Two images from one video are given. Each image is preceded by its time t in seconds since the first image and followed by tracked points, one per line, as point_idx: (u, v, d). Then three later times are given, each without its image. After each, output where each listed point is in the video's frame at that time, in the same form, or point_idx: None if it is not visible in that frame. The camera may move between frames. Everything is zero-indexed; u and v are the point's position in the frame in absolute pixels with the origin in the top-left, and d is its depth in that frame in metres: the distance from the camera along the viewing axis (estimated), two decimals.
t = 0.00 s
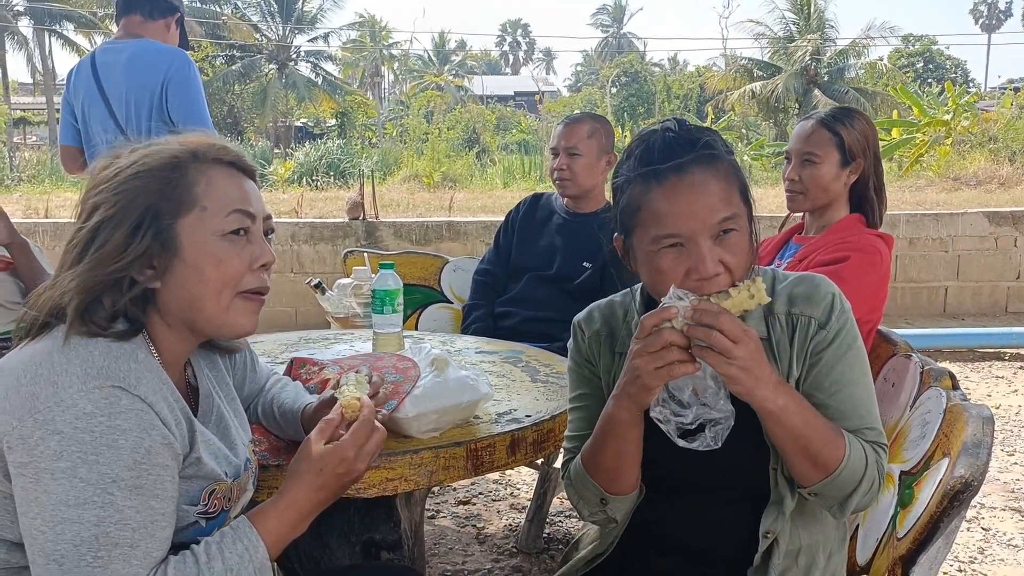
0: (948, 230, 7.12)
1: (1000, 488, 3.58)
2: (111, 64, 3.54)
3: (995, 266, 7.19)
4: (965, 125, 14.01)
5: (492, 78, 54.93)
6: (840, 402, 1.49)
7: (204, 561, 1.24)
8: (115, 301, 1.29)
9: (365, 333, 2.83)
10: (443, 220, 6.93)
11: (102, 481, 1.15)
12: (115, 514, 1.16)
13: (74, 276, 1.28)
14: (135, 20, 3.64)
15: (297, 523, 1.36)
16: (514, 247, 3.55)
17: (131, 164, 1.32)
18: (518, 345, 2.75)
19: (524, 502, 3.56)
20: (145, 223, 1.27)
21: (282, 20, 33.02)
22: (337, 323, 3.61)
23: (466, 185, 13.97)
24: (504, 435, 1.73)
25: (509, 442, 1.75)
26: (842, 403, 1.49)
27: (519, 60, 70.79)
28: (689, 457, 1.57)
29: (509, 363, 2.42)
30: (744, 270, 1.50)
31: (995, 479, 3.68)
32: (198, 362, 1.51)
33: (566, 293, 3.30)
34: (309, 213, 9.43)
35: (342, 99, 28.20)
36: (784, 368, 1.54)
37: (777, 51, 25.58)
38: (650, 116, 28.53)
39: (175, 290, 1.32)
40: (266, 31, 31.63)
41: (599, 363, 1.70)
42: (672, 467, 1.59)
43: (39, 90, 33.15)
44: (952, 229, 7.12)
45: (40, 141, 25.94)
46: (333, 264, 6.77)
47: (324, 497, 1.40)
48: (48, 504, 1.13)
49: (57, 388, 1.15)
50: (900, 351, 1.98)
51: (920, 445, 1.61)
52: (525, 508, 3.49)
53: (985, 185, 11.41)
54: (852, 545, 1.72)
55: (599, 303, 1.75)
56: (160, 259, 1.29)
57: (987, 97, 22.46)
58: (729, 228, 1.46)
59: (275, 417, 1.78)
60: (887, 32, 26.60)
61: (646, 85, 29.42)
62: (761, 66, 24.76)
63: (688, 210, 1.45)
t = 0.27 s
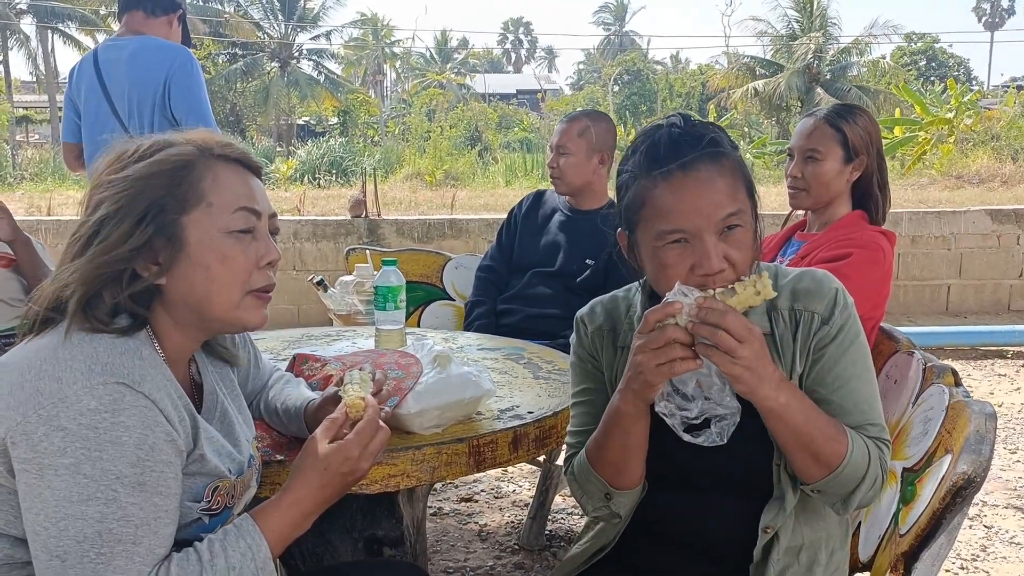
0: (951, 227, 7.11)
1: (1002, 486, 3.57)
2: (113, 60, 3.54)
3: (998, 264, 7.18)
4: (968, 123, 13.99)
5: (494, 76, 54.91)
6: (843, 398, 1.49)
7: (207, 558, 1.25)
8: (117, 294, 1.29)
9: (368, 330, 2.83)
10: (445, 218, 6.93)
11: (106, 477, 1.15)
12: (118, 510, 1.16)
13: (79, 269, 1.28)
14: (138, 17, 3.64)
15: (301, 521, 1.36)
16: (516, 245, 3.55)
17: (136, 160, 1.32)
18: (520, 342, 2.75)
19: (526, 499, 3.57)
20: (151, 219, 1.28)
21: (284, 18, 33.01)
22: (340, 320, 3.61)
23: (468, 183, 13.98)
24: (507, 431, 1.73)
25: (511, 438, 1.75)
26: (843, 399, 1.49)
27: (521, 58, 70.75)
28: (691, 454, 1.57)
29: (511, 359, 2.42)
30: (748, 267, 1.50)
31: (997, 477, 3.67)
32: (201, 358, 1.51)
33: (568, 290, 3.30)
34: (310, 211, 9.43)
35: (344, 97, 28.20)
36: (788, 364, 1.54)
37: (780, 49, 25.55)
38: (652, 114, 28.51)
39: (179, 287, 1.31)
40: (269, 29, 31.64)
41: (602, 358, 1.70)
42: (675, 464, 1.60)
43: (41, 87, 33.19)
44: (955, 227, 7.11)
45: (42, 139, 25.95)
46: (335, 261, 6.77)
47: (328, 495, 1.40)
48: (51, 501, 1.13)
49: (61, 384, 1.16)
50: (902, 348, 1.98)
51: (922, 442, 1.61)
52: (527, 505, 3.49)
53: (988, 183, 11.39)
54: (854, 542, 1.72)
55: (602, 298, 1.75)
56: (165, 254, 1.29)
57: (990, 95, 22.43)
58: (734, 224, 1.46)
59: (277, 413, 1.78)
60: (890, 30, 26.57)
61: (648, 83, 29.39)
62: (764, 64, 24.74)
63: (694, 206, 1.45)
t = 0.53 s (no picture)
0: (952, 229, 7.10)
1: (1004, 490, 3.57)
2: (115, 62, 3.55)
3: (1000, 266, 7.17)
4: (969, 125, 13.98)
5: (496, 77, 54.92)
6: (849, 408, 1.49)
7: (207, 563, 1.25)
8: (110, 297, 1.28)
9: (369, 333, 2.84)
10: (446, 219, 6.93)
11: (104, 483, 1.15)
12: (118, 515, 1.16)
13: (75, 273, 1.28)
14: (140, 19, 3.65)
15: (301, 525, 1.36)
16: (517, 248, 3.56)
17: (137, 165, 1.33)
18: (521, 345, 2.75)
19: (527, 502, 3.57)
20: (150, 223, 1.28)
21: (286, 18, 33.03)
22: (341, 322, 3.61)
23: (469, 183, 13.98)
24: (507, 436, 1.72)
25: (512, 444, 1.75)
26: (850, 409, 1.49)
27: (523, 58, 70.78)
28: (693, 460, 1.57)
29: (512, 363, 2.42)
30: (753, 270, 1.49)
31: (999, 480, 3.67)
32: (202, 362, 1.52)
33: (569, 293, 3.30)
34: (312, 211, 9.43)
35: (346, 97, 28.22)
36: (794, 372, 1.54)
37: (781, 49, 25.55)
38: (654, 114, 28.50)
39: (179, 293, 1.31)
40: (270, 29, 31.66)
41: (606, 363, 1.70)
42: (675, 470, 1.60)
43: (43, 87, 33.23)
44: (957, 229, 7.10)
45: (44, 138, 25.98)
46: (337, 262, 6.77)
47: (328, 499, 1.40)
48: (51, 506, 1.13)
49: (60, 390, 1.16)
50: (903, 353, 1.98)
51: (924, 449, 1.61)
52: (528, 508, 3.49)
53: (990, 185, 11.39)
54: (856, 548, 1.72)
55: (606, 303, 1.75)
56: (163, 260, 1.29)
57: (993, 97, 22.42)
58: (740, 224, 1.46)
59: (279, 418, 1.78)
60: (892, 31, 26.56)
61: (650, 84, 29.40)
62: (765, 64, 24.74)
63: (701, 203, 1.45)
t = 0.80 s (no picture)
0: (954, 230, 7.09)
1: (1006, 490, 3.56)
2: (116, 63, 3.54)
3: (1002, 266, 7.16)
4: (971, 125, 13.97)
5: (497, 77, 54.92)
6: (854, 407, 1.48)
7: (209, 561, 1.24)
8: (107, 295, 1.28)
9: (370, 333, 2.83)
10: (447, 220, 6.93)
11: (105, 480, 1.15)
12: (119, 513, 1.15)
13: (72, 269, 1.27)
14: (142, 19, 3.65)
15: (303, 523, 1.36)
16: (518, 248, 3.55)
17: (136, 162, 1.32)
18: (523, 345, 2.74)
19: (528, 502, 3.56)
20: (149, 221, 1.28)
21: (287, 19, 33.04)
22: (341, 322, 3.61)
23: (470, 184, 13.98)
24: (507, 436, 1.72)
25: (513, 445, 1.74)
26: (856, 408, 1.48)
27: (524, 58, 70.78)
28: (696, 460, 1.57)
29: (513, 363, 2.42)
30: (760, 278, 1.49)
31: (1001, 481, 3.66)
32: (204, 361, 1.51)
33: (570, 293, 3.30)
34: (313, 212, 9.43)
35: (347, 97, 28.23)
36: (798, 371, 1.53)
37: (783, 50, 25.53)
38: (655, 115, 28.49)
39: (180, 291, 1.31)
40: (272, 29, 31.67)
41: (611, 362, 1.70)
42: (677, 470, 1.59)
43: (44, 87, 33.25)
44: (959, 229, 7.09)
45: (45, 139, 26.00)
46: (338, 263, 6.77)
47: (330, 497, 1.39)
48: (52, 504, 1.12)
49: (61, 388, 1.15)
50: (906, 352, 1.97)
51: (927, 448, 1.60)
52: (529, 509, 3.49)
53: (992, 185, 11.38)
54: (858, 548, 1.71)
55: (611, 301, 1.75)
56: (162, 258, 1.29)
57: (994, 97, 22.40)
58: (749, 233, 1.45)
59: (280, 418, 1.78)
60: (893, 31, 26.54)
61: (651, 84, 29.39)
62: (767, 65, 24.74)
63: (711, 213, 1.44)
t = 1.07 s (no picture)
0: (954, 230, 7.09)
1: (1005, 490, 3.56)
2: (117, 62, 3.54)
3: (1002, 266, 7.16)
4: (971, 125, 13.97)
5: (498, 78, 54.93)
6: (854, 407, 1.48)
7: (209, 561, 1.24)
8: (110, 296, 1.27)
9: (369, 333, 2.83)
10: (447, 220, 6.93)
11: (105, 480, 1.14)
12: (119, 513, 1.15)
13: (74, 269, 1.28)
14: (143, 19, 3.65)
15: (304, 523, 1.36)
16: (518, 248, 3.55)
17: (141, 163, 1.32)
18: (522, 345, 2.74)
19: (528, 502, 3.56)
20: (153, 222, 1.27)
21: (287, 19, 33.04)
22: (341, 322, 3.61)
23: (471, 184, 13.98)
24: (507, 436, 1.72)
25: (512, 445, 1.74)
26: (858, 409, 1.48)
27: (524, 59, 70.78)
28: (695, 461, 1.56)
29: (513, 363, 2.42)
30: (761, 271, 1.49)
31: (1001, 480, 3.66)
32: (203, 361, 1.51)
33: (570, 293, 3.30)
34: (314, 212, 9.43)
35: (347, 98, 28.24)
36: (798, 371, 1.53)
37: (783, 50, 25.53)
38: (655, 115, 28.49)
39: (181, 292, 1.31)
40: (272, 30, 31.68)
41: (610, 361, 1.70)
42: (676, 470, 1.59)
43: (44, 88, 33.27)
44: (959, 229, 7.09)
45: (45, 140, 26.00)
46: (338, 263, 6.77)
47: (331, 497, 1.39)
48: (52, 503, 1.12)
49: (61, 387, 1.15)
50: (905, 352, 1.97)
51: (926, 448, 1.60)
52: (528, 509, 3.49)
53: (992, 185, 11.37)
54: (857, 548, 1.71)
55: (609, 301, 1.74)
56: (166, 260, 1.29)
57: (995, 97, 22.39)
58: (749, 225, 1.45)
59: (279, 418, 1.77)
60: (894, 31, 26.54)
61: (652, 84, 29.41)
62: (767, 65, 24.74)
63: (711, 205, 1.45)
